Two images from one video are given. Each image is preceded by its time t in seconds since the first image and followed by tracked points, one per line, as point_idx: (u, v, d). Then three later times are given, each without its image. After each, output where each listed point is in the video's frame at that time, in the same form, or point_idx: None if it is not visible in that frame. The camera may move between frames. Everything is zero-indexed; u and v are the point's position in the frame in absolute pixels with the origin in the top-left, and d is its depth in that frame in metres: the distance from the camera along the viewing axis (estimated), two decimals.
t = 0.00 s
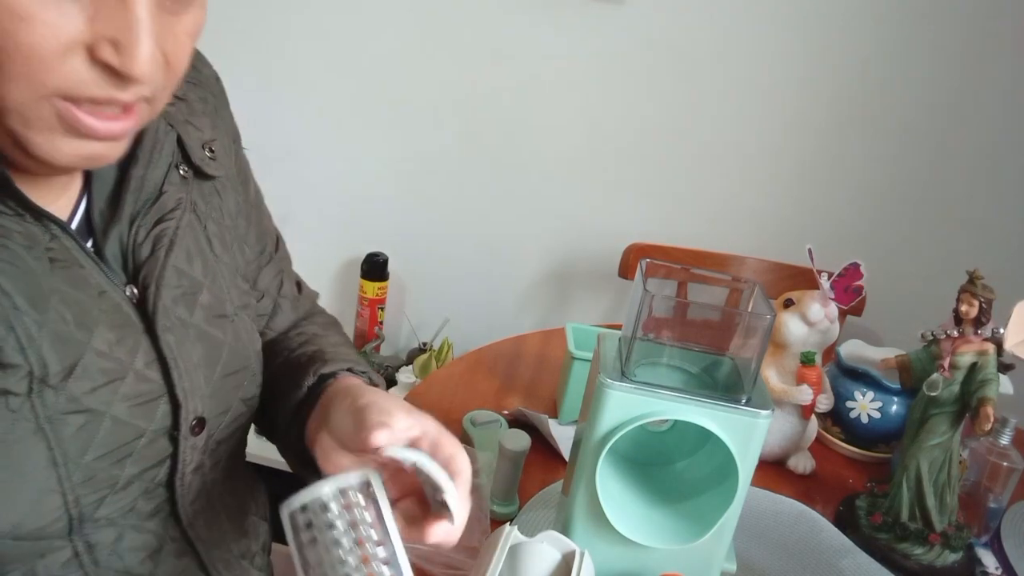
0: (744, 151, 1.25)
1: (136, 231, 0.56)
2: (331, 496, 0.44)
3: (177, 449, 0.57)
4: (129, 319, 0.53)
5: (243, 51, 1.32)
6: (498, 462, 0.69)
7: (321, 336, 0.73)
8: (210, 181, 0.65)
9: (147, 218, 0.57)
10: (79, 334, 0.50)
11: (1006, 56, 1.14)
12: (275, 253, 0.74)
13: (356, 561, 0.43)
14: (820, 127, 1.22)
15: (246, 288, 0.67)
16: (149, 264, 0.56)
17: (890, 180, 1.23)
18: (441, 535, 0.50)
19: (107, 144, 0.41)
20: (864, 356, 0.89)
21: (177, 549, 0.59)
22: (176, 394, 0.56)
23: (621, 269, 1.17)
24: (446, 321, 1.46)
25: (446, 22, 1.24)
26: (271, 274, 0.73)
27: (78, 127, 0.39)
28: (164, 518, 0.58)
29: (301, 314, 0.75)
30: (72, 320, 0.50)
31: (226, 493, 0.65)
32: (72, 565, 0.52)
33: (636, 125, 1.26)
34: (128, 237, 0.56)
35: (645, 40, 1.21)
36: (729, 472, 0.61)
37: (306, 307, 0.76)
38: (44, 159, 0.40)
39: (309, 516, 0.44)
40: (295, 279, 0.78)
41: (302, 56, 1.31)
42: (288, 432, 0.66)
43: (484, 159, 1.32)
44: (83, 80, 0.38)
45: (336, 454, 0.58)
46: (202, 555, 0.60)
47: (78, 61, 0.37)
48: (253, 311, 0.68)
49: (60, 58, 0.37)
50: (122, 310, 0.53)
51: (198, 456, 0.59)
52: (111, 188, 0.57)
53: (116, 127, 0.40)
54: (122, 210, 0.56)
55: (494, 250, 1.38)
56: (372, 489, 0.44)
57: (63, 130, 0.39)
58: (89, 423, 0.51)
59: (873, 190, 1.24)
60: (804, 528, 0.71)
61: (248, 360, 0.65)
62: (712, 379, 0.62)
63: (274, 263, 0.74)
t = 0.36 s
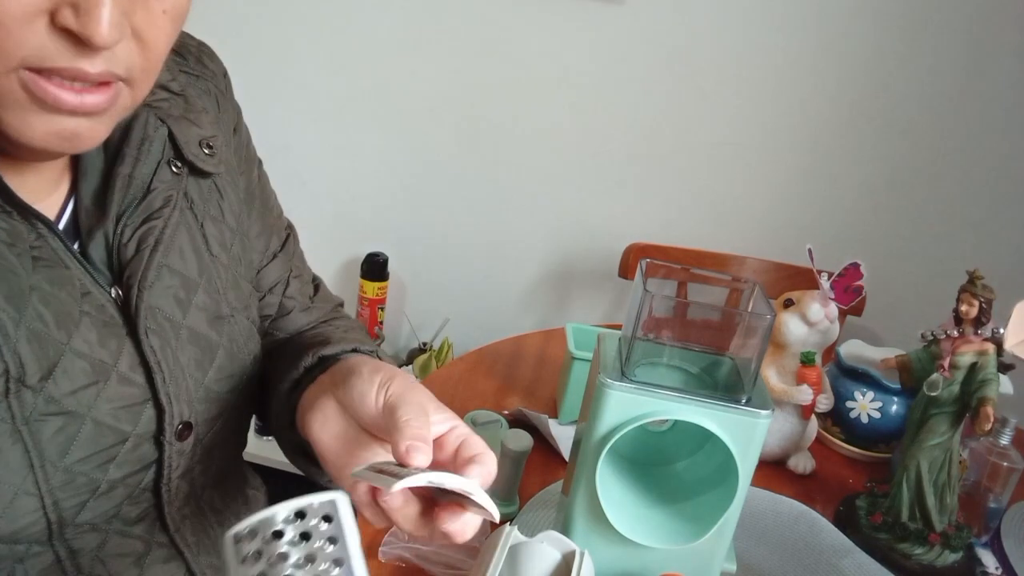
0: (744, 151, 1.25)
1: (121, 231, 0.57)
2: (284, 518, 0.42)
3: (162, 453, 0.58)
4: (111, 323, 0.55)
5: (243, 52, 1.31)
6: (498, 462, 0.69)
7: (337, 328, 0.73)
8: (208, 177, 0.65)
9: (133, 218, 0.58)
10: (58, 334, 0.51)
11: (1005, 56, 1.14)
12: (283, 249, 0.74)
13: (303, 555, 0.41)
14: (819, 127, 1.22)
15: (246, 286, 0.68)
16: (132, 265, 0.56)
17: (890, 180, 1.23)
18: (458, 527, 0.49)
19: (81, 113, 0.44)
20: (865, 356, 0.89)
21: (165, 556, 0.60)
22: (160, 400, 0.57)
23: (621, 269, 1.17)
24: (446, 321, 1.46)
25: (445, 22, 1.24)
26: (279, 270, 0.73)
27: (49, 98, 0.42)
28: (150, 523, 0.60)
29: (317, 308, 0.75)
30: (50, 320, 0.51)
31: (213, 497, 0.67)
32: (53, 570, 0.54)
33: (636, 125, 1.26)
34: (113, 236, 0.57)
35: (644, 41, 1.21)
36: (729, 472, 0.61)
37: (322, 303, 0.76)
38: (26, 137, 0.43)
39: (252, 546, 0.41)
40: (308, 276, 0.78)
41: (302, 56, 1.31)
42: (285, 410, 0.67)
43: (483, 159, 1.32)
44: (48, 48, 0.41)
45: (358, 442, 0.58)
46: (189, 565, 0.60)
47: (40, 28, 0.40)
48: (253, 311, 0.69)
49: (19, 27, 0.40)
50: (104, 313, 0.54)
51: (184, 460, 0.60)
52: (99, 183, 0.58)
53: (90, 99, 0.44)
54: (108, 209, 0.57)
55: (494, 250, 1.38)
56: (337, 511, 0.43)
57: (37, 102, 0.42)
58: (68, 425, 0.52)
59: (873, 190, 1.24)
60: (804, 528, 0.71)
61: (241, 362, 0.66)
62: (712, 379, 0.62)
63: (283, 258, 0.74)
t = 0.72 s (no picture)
0: (744, 151, 1.25)
1: (115, 231, 0.57)
2: (213, 528, 0.39)
3: (157, 454, 0.59)
4: (105, 324, 0.55)
5: (242, 52, 1.31)
6: (499, 462, 0.69)
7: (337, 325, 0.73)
8: (204, 177, 0.64)
9: (128, 218, 0.58)
10: (53, 335, 0.52)
11: (1004, 56, 1.14)
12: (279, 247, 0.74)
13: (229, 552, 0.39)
14: (818, 126, 1.22)
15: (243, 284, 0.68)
16: (126, 265, 0.57)
17: (890, 181, 1.23)
18: (418, 518, 0.47)
19: (71, 113, 0.43)
20: (865, 356, 0.89)
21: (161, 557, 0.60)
22: (154, 401, 0.57)
23: (621, 269, 1.17)
24: (446, 321, 1.46)
25: (445, 22, 1.24)
26: (275, 267, 0.73)
27: (41, 100, 0.42)
28: (146, 523, 0.60)
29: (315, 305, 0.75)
30: (43, 321, 0.51)
31: (213, 496, 0.67)
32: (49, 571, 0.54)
33: (636, 125, 1.26)
34: (108, 236, 0.57)
35: (644, 41, 1.21)
36: (729, 472, 0.61)
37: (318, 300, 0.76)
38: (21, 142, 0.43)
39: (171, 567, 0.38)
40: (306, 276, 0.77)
41: (301, 56, 1.31)
42: (272, 404, 0.66)
43: (483, 159, 1.32)
44: (36, 49, 0.41)
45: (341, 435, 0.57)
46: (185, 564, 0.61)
47: (26, 30, 0.40)
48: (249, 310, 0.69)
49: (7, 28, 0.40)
50: (98, 313, 0.54)
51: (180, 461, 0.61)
52: (93, 180, 0.58)
53: (79, 102, 0.44)
54: (103, 208, 0.57)
55: (494, 250, 1.38)
56: (266, 521, 0.41)
57: (31, 106, 0.42)
58: (62, 427, 0.53)
59: (874, 190, 1.24)
60: (804, 528, 0.71)
61: (236, 360, 0.66)
62: (712, 379, 0.62)
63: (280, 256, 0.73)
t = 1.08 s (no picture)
0: (745, 151, 1.25)
1: (116, 230, 0.55)
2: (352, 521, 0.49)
3: (164, 446, 0.56)
4: (108, 321, 0.51)
5: (245, 52, 1.31)
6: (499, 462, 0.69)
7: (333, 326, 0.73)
8: (192, 181, 0.64)
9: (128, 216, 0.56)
10: (60, 334, 0.48)
11: (1005, 56, 1.14)
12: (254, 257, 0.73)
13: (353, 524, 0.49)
14: (819, 126, 1.22)
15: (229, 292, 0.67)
16: (129, 263, 0.54)
17: (891, 181, 1.23)
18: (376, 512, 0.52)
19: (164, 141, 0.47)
20: (864, 355, 0.89)
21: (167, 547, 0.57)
22: (163, 391, 0.55)
23: (621, 269, 1.17)
24: (446, 321, 1.46)
25: (446, 23, 1.24)
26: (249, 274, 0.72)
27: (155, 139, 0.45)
28: (152, 516, 0.57)
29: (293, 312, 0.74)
30: (50, 318, 0.47)
31: (216, 490, 0.64)
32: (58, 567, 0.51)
33: (637, 125, 1.26)
34: (109, 236, 0.54)
35: (645, 41, 1.21)
36: (729, 472, 0.61)
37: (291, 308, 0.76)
38: (111, 164, 0.45)
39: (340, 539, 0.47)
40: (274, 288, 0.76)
41: (302, 56, 1.31)
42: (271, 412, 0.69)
43: (484, 159, 1.32)
44: (167, 102, 0.43)
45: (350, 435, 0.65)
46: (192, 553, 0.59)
47: (164, 89, 0.42)
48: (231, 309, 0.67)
49: (149, 93, 0.41)
50: (103, 310, 0.51)
51: (185, 453, 0.58)
52: (91, 186, 0.54)
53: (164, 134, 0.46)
54: (102, 210, 0.54)
55: (494, 250, 1.38)
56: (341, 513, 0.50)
57: (144, 141, 0.45)
58: (76, 424, 0.50)
59: (875, 190, 1.24)
60: (804, 528, 0.71)
61: (229, 356, 0.64)
62: (712, 379, 0.62)
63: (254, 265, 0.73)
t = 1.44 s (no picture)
0: (745, 151, 1.25)
1: (158, 224, 0.56)
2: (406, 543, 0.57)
3: (203, 429, 0.57)
4: (158, 310, 0.54)
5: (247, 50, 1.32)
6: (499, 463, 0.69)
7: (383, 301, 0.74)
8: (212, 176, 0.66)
9: (167, 211, 0.57)
10: (118, 321, 0.50)
11: (1005, 56, 1.14)
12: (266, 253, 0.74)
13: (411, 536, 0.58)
14: (820, 126, 1.22)
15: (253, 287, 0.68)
16: (173, 256, 0.56)
17: (892, 181, 1.23)
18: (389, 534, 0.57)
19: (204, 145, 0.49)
20: (864, 355, 0.89)
21: (198, 527, 0.58)
22: (205, 376, 0.56)
23: (621, 269, 1.17)
24: (446, 321, 1.46)
25: (445, 23, 1.25)
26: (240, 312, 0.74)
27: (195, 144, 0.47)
28: (188, 495, 0.57)
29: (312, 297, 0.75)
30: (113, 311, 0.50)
31: (240, 472, 0.64)
32: (109, 540, 0.51)
33: (637, 125, 1.26)
34: (150, 232, 0.56)
35: (645, 40, 1.21)
36: (729, 471, 0.61)
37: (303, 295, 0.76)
38: (155, 168, 0.47)
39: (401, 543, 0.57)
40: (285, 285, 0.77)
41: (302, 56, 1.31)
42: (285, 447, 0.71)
43: (484, 159, 1.32)
44: (207, 111, 0.45)
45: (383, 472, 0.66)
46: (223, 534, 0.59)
47: (205, 100, 0.44)
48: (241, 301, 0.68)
49: (191, 104, 0.43)
50: (150, 300, 0.53)
51: (218, 437, 0.58)
52: (131, 186, 0.57)
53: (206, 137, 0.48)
54: (145, 202, 0.56)
55: (495, 250, 1.38)
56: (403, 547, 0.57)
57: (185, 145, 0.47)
58: (135, 408, 0.51)
59: (875, 190, 1.24)
60: (804, 528, 0.71)
61: (249, 346, 0.64)
62: (712, 379, 0.62)
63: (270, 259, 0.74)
